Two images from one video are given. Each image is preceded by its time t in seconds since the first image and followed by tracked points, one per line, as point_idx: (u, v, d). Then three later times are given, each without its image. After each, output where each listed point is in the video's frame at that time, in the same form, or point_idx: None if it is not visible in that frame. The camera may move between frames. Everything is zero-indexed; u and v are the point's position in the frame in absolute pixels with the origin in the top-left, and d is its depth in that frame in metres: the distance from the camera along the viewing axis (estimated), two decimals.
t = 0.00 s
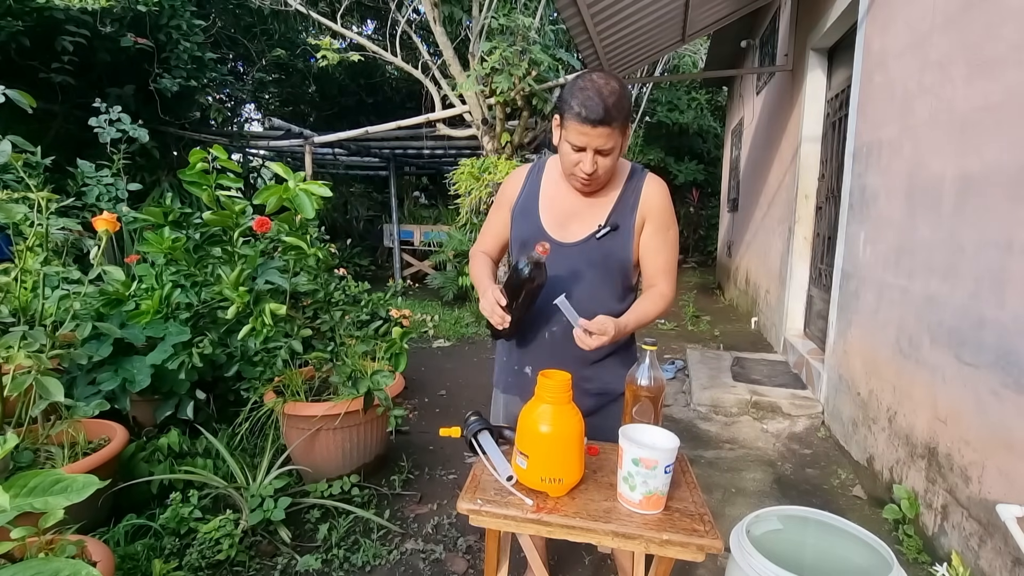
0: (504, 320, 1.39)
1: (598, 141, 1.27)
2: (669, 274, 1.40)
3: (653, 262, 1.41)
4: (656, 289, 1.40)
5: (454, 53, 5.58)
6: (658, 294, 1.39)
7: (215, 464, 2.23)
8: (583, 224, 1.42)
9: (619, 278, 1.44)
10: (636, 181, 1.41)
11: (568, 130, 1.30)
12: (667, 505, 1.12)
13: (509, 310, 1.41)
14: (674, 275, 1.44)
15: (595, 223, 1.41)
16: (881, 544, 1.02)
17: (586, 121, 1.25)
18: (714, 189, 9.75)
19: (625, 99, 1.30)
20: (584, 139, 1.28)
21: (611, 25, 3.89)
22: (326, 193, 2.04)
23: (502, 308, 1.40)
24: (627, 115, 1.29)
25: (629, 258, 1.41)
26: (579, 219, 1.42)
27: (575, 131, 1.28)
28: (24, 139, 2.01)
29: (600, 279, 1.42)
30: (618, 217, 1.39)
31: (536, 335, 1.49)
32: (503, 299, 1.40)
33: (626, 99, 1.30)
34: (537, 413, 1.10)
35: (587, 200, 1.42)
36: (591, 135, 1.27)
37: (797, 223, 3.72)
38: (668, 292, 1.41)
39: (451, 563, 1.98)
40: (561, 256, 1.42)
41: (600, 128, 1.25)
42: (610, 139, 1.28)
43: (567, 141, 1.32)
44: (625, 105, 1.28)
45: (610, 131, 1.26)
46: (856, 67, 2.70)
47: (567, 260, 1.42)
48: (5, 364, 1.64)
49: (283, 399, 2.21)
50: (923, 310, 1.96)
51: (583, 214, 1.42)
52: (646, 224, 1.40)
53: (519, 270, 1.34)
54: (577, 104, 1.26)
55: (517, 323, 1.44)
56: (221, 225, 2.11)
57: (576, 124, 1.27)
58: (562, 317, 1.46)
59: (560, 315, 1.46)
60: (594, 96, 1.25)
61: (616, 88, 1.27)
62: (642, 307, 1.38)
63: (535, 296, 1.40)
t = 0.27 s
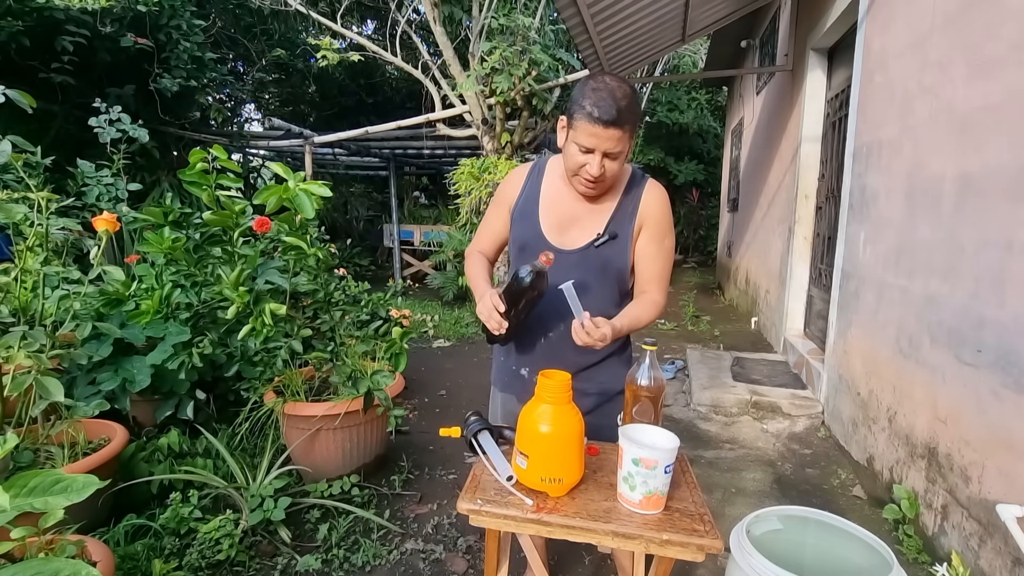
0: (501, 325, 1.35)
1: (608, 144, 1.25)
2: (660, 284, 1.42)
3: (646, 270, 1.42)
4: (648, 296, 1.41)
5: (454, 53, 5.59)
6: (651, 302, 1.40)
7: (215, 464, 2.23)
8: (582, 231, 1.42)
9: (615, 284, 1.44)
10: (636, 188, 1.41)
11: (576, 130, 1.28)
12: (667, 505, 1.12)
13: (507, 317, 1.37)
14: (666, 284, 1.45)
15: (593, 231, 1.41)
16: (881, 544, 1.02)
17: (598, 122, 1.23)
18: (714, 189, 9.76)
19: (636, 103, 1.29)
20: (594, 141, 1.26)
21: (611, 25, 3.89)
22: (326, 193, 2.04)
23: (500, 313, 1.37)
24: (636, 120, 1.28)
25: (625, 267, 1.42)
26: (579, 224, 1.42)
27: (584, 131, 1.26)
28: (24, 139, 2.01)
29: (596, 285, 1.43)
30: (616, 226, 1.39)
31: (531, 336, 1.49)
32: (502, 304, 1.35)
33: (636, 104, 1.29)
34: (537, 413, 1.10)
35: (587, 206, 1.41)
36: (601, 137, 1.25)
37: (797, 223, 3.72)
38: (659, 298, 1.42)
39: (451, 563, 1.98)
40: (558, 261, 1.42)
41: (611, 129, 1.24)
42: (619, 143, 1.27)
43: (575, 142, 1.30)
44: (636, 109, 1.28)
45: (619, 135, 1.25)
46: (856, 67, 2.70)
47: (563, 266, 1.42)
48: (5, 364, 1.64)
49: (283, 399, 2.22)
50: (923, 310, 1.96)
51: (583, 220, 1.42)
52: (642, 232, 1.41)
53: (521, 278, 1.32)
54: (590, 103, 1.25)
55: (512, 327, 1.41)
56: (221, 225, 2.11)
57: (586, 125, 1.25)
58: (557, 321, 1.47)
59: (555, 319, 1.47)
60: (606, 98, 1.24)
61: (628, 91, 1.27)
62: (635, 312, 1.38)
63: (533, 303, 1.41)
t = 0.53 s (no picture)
0: (504, 330, 1.34)
1: (616, 148, 1.24)
2: (656, 291, 1.42)
3: (645, 276, 1.42)
4: (646, 303, 1.41)
5: (454, 53, 5.58)
6: (647, 308, 1.40)
7: (215, 464, 2.23)
8: (584, 238, 1.42)
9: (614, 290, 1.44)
10: (639, 195, 1.41)
11: (585, 133, 1.26)
12: (667, 505, 1.12)
13: (510, 322, 1.37)
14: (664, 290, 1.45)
15: (596, 238, 1.41)
16: (881, 544, 1.02)
17: (607, 126, 1.22)
18: (714, 189, 9.75)
19: (645, 108, 1.28)
20: (602, 145, 1.25)
21: (611, 25, 3.89)
22: (326, 193, 2.04)
23: (502, 319, 1.36)
24: (645, 125, 1.28)
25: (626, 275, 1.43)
26: (581, 230, 1.42)
27: (594, 134, 1.24)
28: (24, 139, 2.01)
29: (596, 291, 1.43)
30: (619, 233, 1.39)
31: (529, 338, 1.49)
32: (505, 311, 1.35)
33: (646, 109, 1.28)
34: (537, 413, 1.10)
35: (590, 211, 1.41)
36: (610, 142, 1.24)
37: (797, 223, 3.72)
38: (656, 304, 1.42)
39: (451, 563, 1.98)
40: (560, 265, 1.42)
41: (621, 134, 1.23)
42: (627, 148, 1.26)
43: (583, 145, 1.28)
44: (645, 114, 1.27)
45: (628, 140, 1.24)
46: (856, 67, 2.70)
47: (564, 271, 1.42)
48: (5, 364, 1.64)
49: (283, 399, 2.22)
50: (923, 310, 1.96)
51: (585, 227, 1.42)
52: (641, 239, 1.41)
53: (526, 286, 1.32)
54: (600, 105, 1.23)
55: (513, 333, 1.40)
56: (221, 225, 2.11)
57: (595, 128, 1.24)
58: (556, 325, 1.47)
59: (554, 324, 1.47)
60: (617, 102, 1.22)
61: (639, 97, 1.26)
62: (632, 318, 1.38)
63: (536, 310, 1.40)
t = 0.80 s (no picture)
0: (503, 334, 1.35)
1: (620, 154, 1.24)
2: (654, 296, 1.42)
3: (643, 281, 1.42)
4: (643, 307, 1.41)
5: (454, 53, 5.58)
6: (645, 313, 1.39)
7: (215, 464, 2.23)
8: (586, 242, 1.42)
9: (613, 295, 1.44)
10: (641, 200, 1.42)
11: (590, 137, 1.26)
12: (667, 505, 1.12)
13: (509, 327, 1.37)
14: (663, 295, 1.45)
15: (597, 242, 1.41)
16: (881, 544, 1.02)
17: (612, 130, 1.22)
18: (714, 189, 9.75)
19: (651, 113, 1.28)
20: (606, 150, 1.25)
21: (611, 25, 3.89)
22: (326, 193, 2.04)
23: (502, 323, 1.36)
24: (650, 130, 1.27)
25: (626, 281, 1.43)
26: (583, 234, 1.42)
27: (598, 139, 1.24)
28: (24, 139, 2.01)
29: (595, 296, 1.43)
30: (620, 239, 1.40)
31: (529, 340, 1.49)
32: (505, 316, 1.35)
33: (651, 114, 1.28)
34: (537, 413, 1.10)
35: (592, 216, 1.41)
36: (613, 147, 1.24)
37: (797, 223, 3.72)
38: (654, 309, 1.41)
39: (451, 563, 1.98)
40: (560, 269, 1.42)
41: (625, 139, 1.23)
42: (631, 153, 1.25)
43: (587, 149, 1.28)
44: (651, 120, 1.27)
45: (631, 145, 1.24)
46: (856, 67, 2.70)
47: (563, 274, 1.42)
48: (5, 364, 1.64)
49: (283, 399, 2.22)
50: (923, 310, 1.96)
51: (586, 231, 1.42)
52: (642, 244, 1.41)
53: (528, 294, 1.31)
54: (606, 110, 1.23)
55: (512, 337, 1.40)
56: (221, 225, 2.11)
57: (600, 133, 1.24)
58: (556, 328, 1.47)
59: (554, 328, 1.46)
60: (622, 106, 1.22)
61: (645, 102, 1.25)
62: (628, 322, 1.37)
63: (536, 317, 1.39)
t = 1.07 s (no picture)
0: (501, 336, 1.35)
1: (624, 161, 1.24)
2: (653, 300, 1.41)
3: (643, 285, 1.42)
4: (642, 311, 1.40)
5: (454, 53, 5.58)
6: (644, 317, 1.39)
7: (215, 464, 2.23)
8: (587, 246, 1.42)
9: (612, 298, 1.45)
10: (644, 205, 1.42)
11: (594, 143, 1.26)
12: (667, 505, 1.12)
13: (508, 330, 1.37)
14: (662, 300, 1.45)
15: (598, 247, 1.41)
16: (881, 544, 1.02)
17: (617, 137, 1.22)
18: (714, 189, 9.74)
19: (657, 120, 1.28)
20: (610, 157, 1.25)
21: (611, 25, 3.89)
22: (326, 193, 2.04)
23: (501, 325, 1.36)
24: (655, 138, 1.27)
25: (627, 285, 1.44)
26: (585, 238, 1.42)
27: (603, 145, 1.24)
28: (24, 139, 2.01)
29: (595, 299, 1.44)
30: (621, 244, 1.40)
31: (528, 340, 1.49)
32: (503, 319, 1.35)
33: (657, 121, 1.27)
34: (537, 413, 1.10)
35: (594, 220, 1.41)
36: (618, 154, 1.24)
37: (797, 223, 3.72)
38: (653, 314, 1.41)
39: (451, 563, 1.98)
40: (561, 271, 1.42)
41: (630, 146, 1.23)
42: (635, 160, 1.25)
43: (591, 154, 1.28)
44: (656, 128, 1.26)
45: (636, 153, 1.24)
46: (856, 67, 2.70)
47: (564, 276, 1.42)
48: (5, 364, 1.64)
49: (283, 399, 2.22)
50: (923, 310, 1.96)
51: (588, 235, 1.42)
52: (643, 249, 1.42)
53: (528, 298, 1.30)
54: (611, 117, 1.23)
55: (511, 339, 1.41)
56: (221, 225, 2.11)
57: (605, 140, 1.23)
58: (555, 330, 1.47)
59: (554, 330, 1.47)
60: (629, 113, 1.22)
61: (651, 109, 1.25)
62: (627, 326, 1.36)
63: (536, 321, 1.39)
